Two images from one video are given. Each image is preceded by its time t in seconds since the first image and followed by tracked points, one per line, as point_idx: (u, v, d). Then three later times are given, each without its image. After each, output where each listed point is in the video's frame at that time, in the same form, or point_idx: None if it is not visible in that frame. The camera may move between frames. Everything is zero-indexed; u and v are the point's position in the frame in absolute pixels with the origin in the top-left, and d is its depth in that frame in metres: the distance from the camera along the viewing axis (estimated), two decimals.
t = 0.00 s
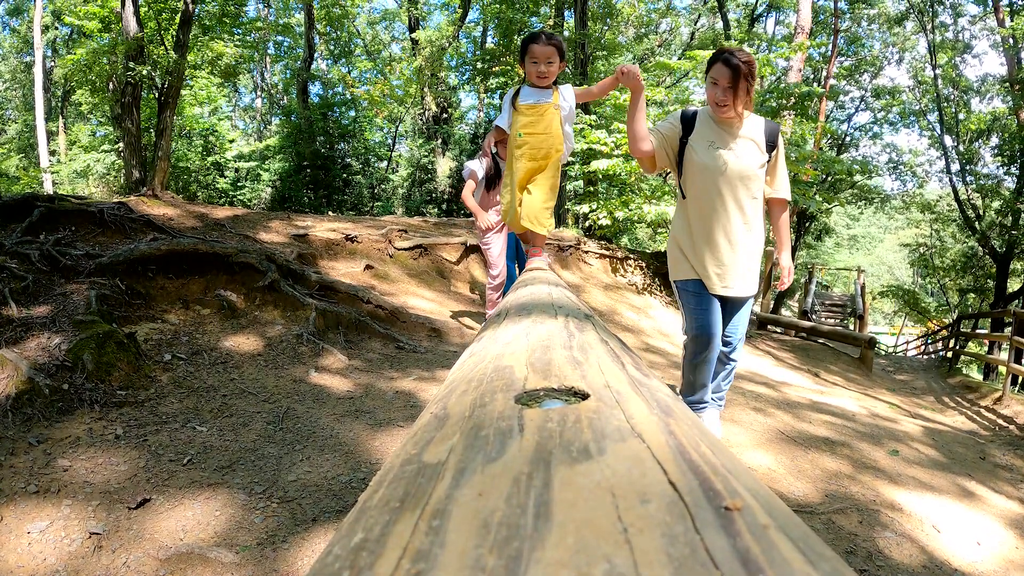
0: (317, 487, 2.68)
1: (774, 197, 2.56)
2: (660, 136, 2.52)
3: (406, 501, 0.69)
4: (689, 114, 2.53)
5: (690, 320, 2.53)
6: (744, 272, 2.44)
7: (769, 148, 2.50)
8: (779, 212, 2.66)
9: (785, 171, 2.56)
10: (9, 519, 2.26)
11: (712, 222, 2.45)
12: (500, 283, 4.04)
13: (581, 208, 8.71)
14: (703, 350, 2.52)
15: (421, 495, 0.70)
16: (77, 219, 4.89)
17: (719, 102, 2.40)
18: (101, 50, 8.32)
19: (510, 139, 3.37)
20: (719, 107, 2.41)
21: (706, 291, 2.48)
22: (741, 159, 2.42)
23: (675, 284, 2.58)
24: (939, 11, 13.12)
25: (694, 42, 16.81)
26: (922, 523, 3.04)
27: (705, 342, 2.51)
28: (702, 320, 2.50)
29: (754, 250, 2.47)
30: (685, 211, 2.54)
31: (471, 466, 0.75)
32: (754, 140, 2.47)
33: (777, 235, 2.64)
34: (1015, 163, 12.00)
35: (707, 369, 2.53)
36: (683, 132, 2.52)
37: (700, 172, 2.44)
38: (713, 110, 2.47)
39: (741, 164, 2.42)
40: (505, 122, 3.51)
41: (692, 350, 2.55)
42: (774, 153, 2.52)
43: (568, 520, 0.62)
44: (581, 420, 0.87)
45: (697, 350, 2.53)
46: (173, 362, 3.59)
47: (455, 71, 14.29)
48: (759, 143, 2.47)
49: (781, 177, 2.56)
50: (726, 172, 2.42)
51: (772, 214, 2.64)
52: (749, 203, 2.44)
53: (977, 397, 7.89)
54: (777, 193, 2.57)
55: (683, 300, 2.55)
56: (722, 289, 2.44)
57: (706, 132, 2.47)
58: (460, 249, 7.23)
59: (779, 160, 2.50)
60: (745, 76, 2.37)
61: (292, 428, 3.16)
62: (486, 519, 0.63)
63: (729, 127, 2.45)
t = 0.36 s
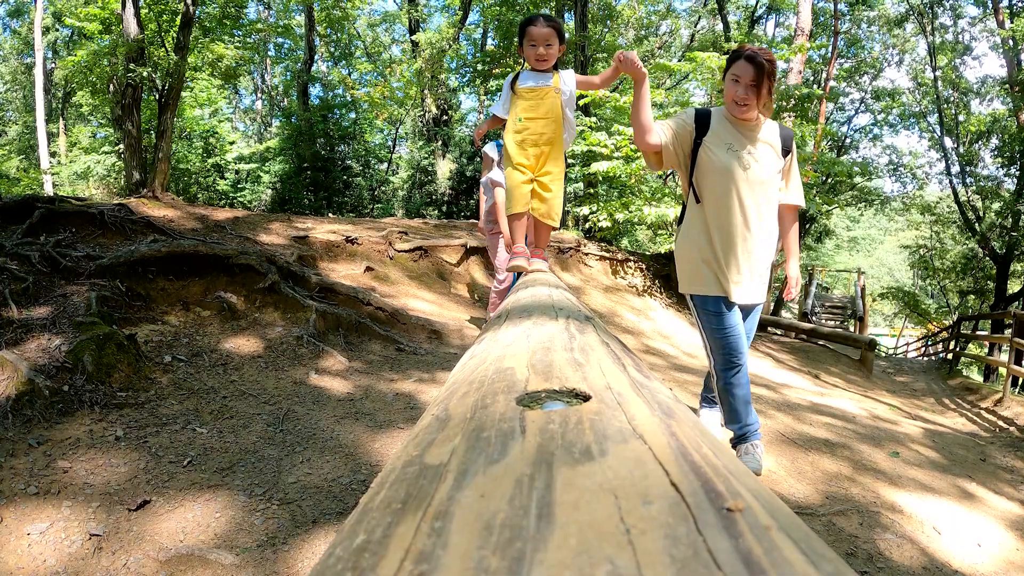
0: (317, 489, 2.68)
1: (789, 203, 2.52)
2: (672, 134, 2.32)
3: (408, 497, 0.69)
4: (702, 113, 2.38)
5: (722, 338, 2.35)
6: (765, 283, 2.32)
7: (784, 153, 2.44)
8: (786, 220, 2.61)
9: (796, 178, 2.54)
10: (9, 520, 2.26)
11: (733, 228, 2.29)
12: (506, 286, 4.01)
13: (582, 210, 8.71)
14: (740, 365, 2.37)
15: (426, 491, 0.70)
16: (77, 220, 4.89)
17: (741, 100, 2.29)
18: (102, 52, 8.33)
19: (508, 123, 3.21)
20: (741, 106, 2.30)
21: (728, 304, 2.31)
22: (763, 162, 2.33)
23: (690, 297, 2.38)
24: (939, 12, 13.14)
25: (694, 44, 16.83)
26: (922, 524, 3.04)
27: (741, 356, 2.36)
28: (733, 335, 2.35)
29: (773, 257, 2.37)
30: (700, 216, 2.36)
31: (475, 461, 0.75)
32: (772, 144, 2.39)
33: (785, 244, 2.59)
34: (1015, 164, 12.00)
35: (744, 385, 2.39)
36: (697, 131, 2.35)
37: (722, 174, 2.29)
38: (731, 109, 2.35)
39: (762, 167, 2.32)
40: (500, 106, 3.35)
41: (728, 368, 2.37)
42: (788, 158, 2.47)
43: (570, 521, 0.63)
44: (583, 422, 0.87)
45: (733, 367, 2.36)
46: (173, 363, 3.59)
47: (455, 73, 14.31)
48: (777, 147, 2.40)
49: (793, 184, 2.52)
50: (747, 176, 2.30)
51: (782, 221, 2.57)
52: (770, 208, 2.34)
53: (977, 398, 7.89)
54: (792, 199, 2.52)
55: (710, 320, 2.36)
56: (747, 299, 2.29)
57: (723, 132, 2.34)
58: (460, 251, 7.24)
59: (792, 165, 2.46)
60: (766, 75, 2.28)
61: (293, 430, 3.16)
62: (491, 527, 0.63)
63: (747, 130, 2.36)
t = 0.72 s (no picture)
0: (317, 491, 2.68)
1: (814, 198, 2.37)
2: (682, 128, 2.18)
3: (409, 497, 0.69)
4: (714, 104, 2.25)
5: (737, 350, 2.25)
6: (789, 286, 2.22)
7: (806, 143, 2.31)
8: (811, 215, 2.48)
9: (822, 169, 2.39)
10: (9, 521, 2.26)
11: (752, 227, 2.19)
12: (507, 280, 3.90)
13: (582, 211, 8.72)
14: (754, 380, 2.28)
15: (428, 491, 0.70)
16: (77, 222, 4.89)
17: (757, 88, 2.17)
18: (102, 54, 8.35)
19: (509, 124, 3.14)
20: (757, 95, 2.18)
21: (747, 309, 2.22)
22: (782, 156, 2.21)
23: (707, 303, 2.27)
24: (939, 14, 13.14)
25: (694, 46, 16.84)
26: (923, 526, 3.04)
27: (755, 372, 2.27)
28: (751, 347, 2.25)
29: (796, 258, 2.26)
30: (716, 215, 2.25)
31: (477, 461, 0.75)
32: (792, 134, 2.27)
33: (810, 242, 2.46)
34: (1015, 166, 12.00)
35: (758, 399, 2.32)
36: (710, 124, 2.22)
37: (739, 170, 2.17)
38: (746, 99, 2.23)
39: (782, 159, 2.19)
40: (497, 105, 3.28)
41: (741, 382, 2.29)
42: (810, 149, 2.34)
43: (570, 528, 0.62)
44: (583, 424, 0.86)
45: (747, 382, 2.28)
46: (173, 365, 3.59)
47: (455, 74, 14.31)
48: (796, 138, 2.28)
49: (818, 177, 2.37)
50: (767, 170, 2.18)
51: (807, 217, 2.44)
52: (792, 205, 2.22)
53: (977, 400, 7.88)
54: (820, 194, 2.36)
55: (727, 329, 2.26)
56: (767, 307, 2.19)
57: (737, 124, 2.22)
58: (460, 253, 7.26)
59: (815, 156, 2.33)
60: (783, 58, 2.16)
61: (293, 432, 3.16)
62: (492, 530, 0.63)
63: (763, 120, 2.24)
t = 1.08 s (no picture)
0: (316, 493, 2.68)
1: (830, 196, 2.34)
2: (690, 121, 2.17)
3: (410, 497, 0.70)
4: (724, 98, 2.24)
5: (734, 358, 2.28)
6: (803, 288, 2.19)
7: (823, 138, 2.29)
8: (831, 213, 2.43)
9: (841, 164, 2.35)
10: (9, 522, 2.26)
11: (763, 225, 2.17)
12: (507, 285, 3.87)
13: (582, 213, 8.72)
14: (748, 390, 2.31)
15: (428, 491, 0.70)
16: (77, 223, 4.89)
17: (768, 78, 2.16)
18: (103, 55, 8.37)
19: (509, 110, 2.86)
20: (768, 86, 2.17)
21: (754, 313, 2.20)
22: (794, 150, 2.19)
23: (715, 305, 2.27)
24: (939, 15, 13.14)
25: (694, 48, 16.87)
26: (923, 528, 3.04)
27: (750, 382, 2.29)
28: (746, 356, 2.26)
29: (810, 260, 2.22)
30: (725, 213, 2.24)
31: (478, 461, 0.75)
32: (806, 128, 2.25)
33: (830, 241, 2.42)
34: (1016, 168, 12.00)
35: (755, 406, 2.35)
36: (719, 118, 2.22)
37: (748, 165, 2.16)
38: (757, 91, 2.22)
39: (794, 154, 2.18)
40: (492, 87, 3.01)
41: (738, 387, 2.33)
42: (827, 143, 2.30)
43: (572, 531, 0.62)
44: (584, 425, 0.86)
45: (742, 389, 2.31)
46: (173, 366, 3.59)
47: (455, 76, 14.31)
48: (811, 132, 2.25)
49: (836, 173, 2.34)
50: (779, 165, 2.16)
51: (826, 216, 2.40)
52: (805, 203, 2.19)
53: (977, 401, 7.87)
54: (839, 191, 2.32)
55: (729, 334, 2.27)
56: (776, 312, 2.17)
57: (748, 118, 2.21)
58: (461, 255, 7.27)
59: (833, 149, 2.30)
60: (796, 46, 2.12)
61: (293, 433, 3.16)
62: (494, 531, 0.63)
63: (775, 113, 2.22)
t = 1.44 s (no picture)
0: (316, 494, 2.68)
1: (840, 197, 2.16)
2: (694, 123, 2.21)
3: (410, 497, 0.70)
4: (733, 98, 2.24)
5: (732, 359, 2.31)
6: (805, 296, 2.13)
7: (838, 136, 2.14)
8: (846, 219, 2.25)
9: (857, 164, 2.15)
10: (8, 524, 2.26)
11: (761, 229, 2.15)
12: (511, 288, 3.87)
13: (582, 214, 8.71)
14: (748, 394, 2.30)
15: (428, 492, 0.70)
16: (77, 224, 4.88)
17: (772, 74, 2.11)
18: (104, 56, 8.37)
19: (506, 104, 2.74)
20: (770, 84, 2.13)
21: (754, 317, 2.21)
22: (796, 150, 2.11)
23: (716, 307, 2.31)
24: (939, 17, 13.15)
25: (694, 49, 16.89)
26: (924, 529, 3.04)
27: (749, 386, 2.29)
28: (748, 357, 2.27)
29: (818, 266, 2.13)
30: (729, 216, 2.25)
31: (477, 462, 0.75)
32: (815, 126, 2.13)
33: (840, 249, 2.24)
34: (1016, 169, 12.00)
35: (759, 415, 2.32)
36: (726, 118, 2.23)
37: (748, 165, 2.16)
38: (765, 89, 2.19)
39: (798, 156, 2.11)
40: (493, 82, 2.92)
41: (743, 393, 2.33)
42: (841, 142, 2.14)
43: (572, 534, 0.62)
44: (585, 428, 0.85)
45: (744, 393, 2.31)
46: (173, 367, 3.59)
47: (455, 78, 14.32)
48: (821, 130, 2.13)
49: (849, 174, 2.15)
50: (779, 167, 2.11)
51: (838, 221, 2.22)
52: (810, 206, 2.12)
53: (977, 403, 7.87)
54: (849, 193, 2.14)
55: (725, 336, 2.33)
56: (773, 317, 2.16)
57: (755, 117, 2.18)
58: (461, 257, 7.27)
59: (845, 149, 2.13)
60: (795, 40, 2.06)
61: (293, 435, 3.16)
62: (493, 533, 0.63)
63: (782, 111, 2.16)
